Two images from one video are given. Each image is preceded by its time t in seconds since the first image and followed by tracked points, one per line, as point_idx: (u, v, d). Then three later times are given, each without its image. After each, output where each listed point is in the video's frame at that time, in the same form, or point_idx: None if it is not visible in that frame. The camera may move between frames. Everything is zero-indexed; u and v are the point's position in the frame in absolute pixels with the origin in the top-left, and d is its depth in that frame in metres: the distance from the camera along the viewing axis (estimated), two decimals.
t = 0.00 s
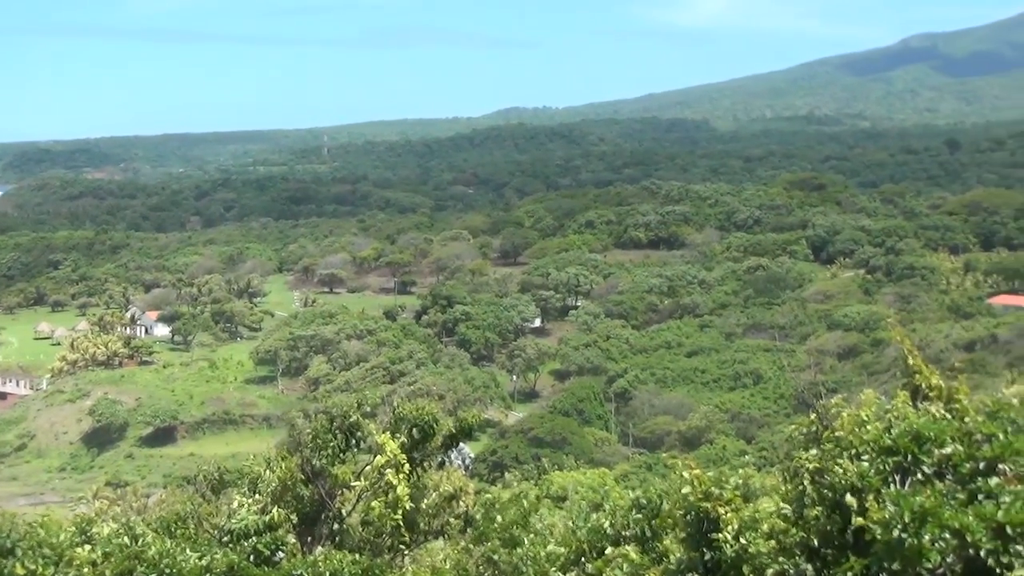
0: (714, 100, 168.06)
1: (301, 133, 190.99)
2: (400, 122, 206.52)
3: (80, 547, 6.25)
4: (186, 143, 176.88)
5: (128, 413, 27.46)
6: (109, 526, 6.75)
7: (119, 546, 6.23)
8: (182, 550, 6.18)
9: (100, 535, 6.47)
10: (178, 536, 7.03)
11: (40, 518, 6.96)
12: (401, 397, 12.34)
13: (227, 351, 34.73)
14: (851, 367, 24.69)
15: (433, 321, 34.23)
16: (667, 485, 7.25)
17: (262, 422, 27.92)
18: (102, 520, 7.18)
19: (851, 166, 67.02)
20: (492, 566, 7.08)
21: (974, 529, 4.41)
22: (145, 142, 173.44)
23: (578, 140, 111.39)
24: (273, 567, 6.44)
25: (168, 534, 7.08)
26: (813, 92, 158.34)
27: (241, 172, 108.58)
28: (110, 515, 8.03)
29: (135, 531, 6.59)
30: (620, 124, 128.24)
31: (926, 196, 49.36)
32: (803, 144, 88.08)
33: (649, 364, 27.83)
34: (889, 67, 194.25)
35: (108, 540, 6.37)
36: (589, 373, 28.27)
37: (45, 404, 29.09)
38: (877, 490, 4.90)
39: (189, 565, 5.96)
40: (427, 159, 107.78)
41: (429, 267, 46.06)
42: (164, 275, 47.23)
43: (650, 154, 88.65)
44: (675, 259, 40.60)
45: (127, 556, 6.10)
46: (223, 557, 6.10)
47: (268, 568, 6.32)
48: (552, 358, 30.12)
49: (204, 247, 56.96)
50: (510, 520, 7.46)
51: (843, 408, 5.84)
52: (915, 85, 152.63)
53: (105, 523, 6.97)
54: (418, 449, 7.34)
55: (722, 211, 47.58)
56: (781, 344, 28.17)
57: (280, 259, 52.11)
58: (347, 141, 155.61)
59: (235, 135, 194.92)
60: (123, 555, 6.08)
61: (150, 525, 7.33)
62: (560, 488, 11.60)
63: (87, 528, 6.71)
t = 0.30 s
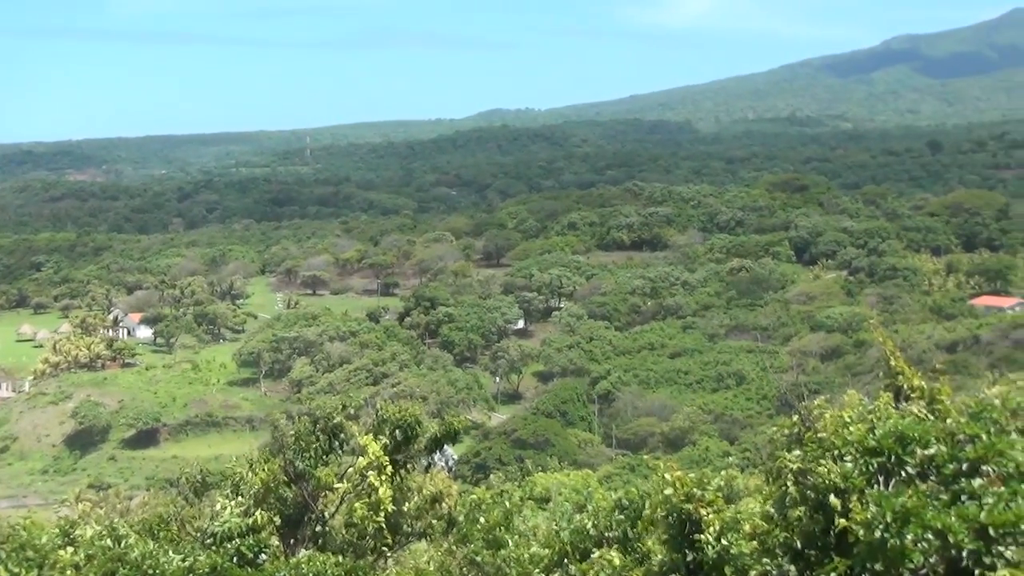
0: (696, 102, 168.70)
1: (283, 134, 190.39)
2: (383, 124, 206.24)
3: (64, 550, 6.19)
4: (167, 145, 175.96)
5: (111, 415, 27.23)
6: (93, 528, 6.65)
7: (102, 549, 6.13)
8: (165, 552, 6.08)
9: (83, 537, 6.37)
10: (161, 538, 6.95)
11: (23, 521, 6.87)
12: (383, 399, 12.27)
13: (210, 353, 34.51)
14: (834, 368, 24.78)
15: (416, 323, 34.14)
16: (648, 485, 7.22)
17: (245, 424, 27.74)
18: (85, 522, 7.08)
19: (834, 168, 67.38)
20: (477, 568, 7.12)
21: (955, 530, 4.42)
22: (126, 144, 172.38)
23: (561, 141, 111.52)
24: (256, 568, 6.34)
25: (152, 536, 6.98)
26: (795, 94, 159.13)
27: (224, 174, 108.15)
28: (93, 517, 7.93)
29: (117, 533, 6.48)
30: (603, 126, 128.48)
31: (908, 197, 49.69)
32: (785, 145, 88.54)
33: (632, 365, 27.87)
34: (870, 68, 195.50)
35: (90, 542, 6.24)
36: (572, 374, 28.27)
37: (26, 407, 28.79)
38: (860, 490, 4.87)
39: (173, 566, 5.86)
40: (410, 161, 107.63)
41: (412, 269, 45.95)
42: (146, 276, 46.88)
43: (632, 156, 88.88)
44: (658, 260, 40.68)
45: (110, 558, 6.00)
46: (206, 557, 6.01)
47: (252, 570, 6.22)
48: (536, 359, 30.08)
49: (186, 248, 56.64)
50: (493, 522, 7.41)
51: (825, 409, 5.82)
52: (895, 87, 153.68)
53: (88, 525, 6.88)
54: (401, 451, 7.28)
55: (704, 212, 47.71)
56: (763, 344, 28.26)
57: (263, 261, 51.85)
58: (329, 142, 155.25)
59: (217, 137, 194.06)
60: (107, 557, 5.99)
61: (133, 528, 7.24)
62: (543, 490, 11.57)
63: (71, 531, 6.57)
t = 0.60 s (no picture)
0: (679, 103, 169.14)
1: (265, 136, 189.71)
2: (366, 125, 205.77)
3: (47, 552, 6.10)
4: (149, 147, 174.91)
5: (94, 418, 27.00)
6: (75, 530, 6.55)
7: (85, 551, 6.04)
8: (148, 555, 6.01)
9: (66, 539, 6.27)
10: (145, 540, 6.87)
11: (5, 524, 6.77)
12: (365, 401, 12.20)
13: (193, 355, 34.28)
14: (817, 368, 24.84)
15: (399, 324, 34.05)
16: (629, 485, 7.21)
17: (229, 426, 27.55)
18: (67, 525, 6.98)
19: (816, 168, 67.64)
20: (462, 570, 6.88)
21: (939, 528, 4.40)
22: (107, 146, 171.22)
23: (543, 142, 111.57)
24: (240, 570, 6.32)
25: (135, 538, 6.90)
26: (778, 93, 159.72)
27: (207, 176, 107.58)
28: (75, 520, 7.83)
29: (100, 535, 6.40)
30: (586, 127, 128.59)
31: (890, 197, 49.95)
32: (768, 145, 88.89)
33: (616, 366, 27.86)
34: (851, 68, 196.58)
35: (73, 544, 6.15)
36: (555, 375, 28.26)
37: (8, 410, 28.50)
38: (844, 490, 4.86)
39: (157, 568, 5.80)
40: (394, 162, 107.42)
41: (395, 270, 45.82)
42: (129, 279, 46.57)
43: (615, 156, 88.98)
44: (642, 261, 40.70)
45: (93, 560, 5.92)
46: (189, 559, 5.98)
47: (235, 571, 6.20)
48: (519, 360, 30.01)
49: (169, 251, 56.28)
50: (480, 522, 7.24)
51: (807, 409, 5.81)
52: (876, 87, 154.53)
53: (70, 527, 6.77)
54: (384, 451, 7.24)
55: (687, 212, 47.81)
56: (747, 345, 28.32)
57: (246, 263, 51.57)
58: (313, 144, 154.77)
59: (199, 139, 193.12)
60: (90, 559, 5.92)
61: (116, 530, 7.15)
62: (526, 490, 11.52)
63: (53, 533, 6.44)
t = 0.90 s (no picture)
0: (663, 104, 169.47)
1: (249, 138, 188.92)
2: (350, 126, 205.17)
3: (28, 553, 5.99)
4: (132, 148, 173.90)
5: (78, 420, 26.78)
6: (57, 530, 6.43)
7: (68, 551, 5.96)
8: (131, 555, 5.94)
9: (47, 540, 6.14)
10: (128, 542, 6.79)
11: None
12: (350, 402, 12.14)
13: (177, 357, 34.04)
14: (801, 369, 24.91)
15: (384, 325, 33.93)
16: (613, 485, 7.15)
17: (213, 427, 27.35)
18: (48, 525, 6.86)
19: (800, 169, 67.87)
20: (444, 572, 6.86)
21: (922, 529, 4.39)
22: (89, 147, 170.01)
23: (528, 143, 111.55)
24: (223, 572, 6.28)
25: (119, 538, 6.82)
26: (762, 95, 160.31)
27: (191, 177, 107.05)
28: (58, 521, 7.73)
29: (84, 536, 6.30)
30: (571, 128, 128.66)
31: (874, 197, 50.19)
32: (752, 147, 89.17)
33: (600, 367, 27.88)
34: (835, 69, 197.42)
35: (56, 546, 6.03)
36: (539, 377, 28.25)
37: None
38: (828, 490, 4.84)
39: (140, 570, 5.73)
40: (378, 163, 107.13)
41: (379, 271, 45.68)
42: (113, 280, 46.23)
43: (600, 158, 89.06)
44: (626, 262, 40.71)
45: (76, 562, 5.84)
46: (174, 561, 5.94)
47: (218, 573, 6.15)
48: (503, 361, 29.95)
49: (153, 252, 55.92)
50: (462, 523, 7.48)
51: (791, 410, 5.78)
52: (859, 88, 155.32)
53: (51, 527, 6.65)
54: (366, 452, 7.17)
55: (672, 213, 47.88)
56: (731, 346, 28.39)
57: (230, 264, 51.30)
58: (297, 145, 154.19)
59: (182, 141, 192.11)
60: (72, 559, 5.84)
61: (99, 531, 7.05)
62: (509, 492, 11.47)
63: (36, 534, 6.31)
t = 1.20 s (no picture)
0: (648, 113, 170.06)
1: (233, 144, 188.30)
2: (335, 134, 204.86)
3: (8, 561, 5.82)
4: (115, 154, 172.99)
5: (60, 426, 26.55)
6: (38, 538, 6.28)
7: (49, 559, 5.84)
8: (112, 564, 5.85)
9: (29, 547, 5.98)
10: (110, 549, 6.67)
11: None
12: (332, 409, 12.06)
13: (160, 363, 33.79)
14: (784, 379, 24.95)
15: (367, 333, 33.82)
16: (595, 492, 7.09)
17: (195, 434, 27.13)
18: (28, 532, 6.71)
19: (784, 178, 68.17)
20: None
21: (906, 539, 4.39)
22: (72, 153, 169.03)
23: (512, 151, 111.67)
24: None
25: (100, 546, 6.69)
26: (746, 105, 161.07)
27: (174, 183, 106.61)
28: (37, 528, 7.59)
29: (63, 545, 6.16)
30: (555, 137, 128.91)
31: (857, 208, 50.44)
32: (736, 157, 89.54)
33: (583, 376, 27.86)
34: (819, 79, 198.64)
35: (37, 553, 5.87)
36: (522, 385, 28.21)
37: None
38: (810, 501, 4.82)
39: None
40: (363, 171, 106.96)
41: (363, 279, 45.56)
42: (96, 286, 45.93)
43: (584, 166, 89.26)
44: (610, 271, 40.73)
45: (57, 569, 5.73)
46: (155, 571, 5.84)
47: None
48: (486, 369, 29.84)
49: (136, 258, 55.59)
50: (440, 532, 7.38)
51: (774, 420, 5.75)
52: (842, 99, 156.30)
53: (32, 534, 6.51)
54: (349, 460, 7.13)
55: (655, 223, 47.99)
56: (714, 355, 28.44)
57: (214, 270, 51.06)
58: (282, 152, 153.72)
59: (166, 147, 191.32)
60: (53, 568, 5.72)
61: (80, 539, 6.93)
62: (492, 501, 11.40)
63: (17, 542, 6.14)
